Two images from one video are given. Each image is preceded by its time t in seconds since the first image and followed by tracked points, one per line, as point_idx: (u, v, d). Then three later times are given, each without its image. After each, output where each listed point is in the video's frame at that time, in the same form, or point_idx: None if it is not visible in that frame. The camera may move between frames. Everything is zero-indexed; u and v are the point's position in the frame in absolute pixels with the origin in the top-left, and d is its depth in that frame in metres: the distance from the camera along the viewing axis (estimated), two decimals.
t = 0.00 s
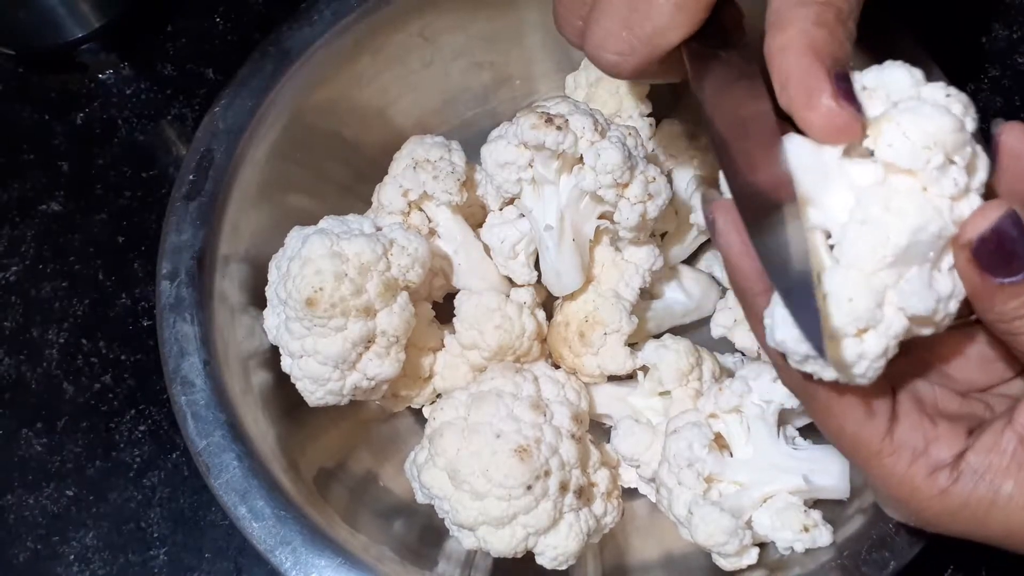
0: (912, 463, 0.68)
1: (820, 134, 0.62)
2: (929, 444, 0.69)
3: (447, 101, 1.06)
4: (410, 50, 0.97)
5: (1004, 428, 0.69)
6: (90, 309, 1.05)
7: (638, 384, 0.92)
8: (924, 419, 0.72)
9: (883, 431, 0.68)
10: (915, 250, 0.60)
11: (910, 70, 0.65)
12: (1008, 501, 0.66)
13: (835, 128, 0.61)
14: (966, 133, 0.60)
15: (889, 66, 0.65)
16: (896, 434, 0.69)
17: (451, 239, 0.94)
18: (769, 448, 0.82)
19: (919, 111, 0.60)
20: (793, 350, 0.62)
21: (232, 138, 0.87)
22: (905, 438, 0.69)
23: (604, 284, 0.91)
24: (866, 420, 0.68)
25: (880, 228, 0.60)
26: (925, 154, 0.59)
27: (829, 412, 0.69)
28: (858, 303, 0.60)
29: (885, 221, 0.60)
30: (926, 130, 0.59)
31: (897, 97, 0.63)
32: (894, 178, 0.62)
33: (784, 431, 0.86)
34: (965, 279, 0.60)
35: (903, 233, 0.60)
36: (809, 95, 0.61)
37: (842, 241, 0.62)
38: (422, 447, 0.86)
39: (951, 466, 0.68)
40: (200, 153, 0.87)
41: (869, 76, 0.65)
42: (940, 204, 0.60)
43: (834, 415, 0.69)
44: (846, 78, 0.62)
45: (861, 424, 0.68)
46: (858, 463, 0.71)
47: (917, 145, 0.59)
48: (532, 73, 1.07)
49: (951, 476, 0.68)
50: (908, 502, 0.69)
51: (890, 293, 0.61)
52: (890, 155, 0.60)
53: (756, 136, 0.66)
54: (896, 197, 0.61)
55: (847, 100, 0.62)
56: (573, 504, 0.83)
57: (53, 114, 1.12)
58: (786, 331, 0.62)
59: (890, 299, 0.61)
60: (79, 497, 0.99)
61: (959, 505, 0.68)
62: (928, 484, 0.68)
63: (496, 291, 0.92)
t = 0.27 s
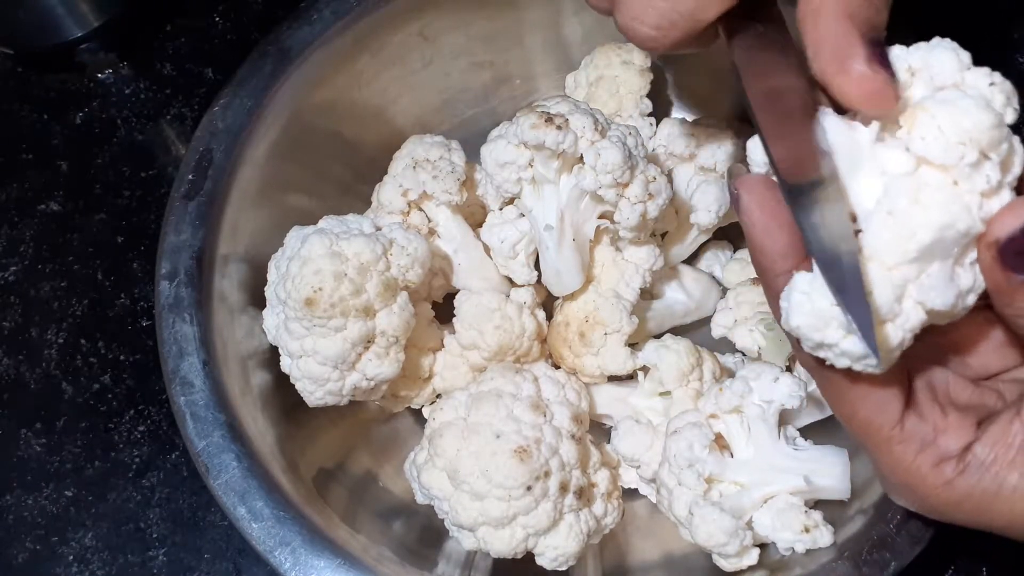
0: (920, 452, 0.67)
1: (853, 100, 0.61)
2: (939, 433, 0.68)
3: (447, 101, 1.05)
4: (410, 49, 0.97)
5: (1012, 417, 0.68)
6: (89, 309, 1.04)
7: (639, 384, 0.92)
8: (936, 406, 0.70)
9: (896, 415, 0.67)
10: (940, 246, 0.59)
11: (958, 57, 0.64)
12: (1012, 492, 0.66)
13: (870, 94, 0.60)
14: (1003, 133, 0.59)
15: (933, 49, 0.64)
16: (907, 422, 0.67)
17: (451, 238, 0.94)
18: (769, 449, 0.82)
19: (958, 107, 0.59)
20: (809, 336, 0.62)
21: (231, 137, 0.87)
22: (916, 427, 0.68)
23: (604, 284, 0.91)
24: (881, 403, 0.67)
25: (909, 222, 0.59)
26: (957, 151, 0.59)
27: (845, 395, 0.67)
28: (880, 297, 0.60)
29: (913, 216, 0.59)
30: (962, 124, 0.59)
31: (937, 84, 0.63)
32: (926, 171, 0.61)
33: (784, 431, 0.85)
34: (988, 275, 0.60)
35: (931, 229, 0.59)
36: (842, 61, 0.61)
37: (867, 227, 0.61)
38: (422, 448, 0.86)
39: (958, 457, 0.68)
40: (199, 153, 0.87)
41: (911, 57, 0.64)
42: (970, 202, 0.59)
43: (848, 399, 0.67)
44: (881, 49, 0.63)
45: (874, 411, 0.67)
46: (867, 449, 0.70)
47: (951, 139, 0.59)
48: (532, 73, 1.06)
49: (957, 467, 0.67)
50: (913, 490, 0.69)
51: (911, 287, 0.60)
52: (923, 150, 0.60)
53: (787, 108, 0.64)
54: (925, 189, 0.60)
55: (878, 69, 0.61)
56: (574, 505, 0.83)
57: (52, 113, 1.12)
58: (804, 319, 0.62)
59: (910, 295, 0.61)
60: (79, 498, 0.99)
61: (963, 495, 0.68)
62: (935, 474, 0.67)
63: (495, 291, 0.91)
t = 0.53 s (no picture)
0: (913, 440, 0.67)
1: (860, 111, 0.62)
2: (933, 421, 0.68)
3: (447, 101, 1.05)
4: (410, 50, 0.97)
5: (1002, 405, 0.68)
6: (89, 309, 1.04)
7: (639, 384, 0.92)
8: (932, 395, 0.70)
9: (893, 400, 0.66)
10: (937, 234, 0.59)
11: (966, 45, 0.63)
12: (1001, 480, 0.67)
13: (881, 106, 0.61)
14: (1009, 124, 0.58)
15: (943, 35, 0.63)
16: (904, 409, 0.67)
17: (450, 238, 0.94)
18: (769, 449, 0.82)
19: (961, 96, 0.58)
20: (804, 321, 0.62)
21: (231, 137, 0.87)
22: (911, 415, 0.67)
23: (604, 284, 0.91)
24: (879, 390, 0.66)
25: (906, 208, 0.59)
26: (959, 144, 0.58)
27: (846, 382, 0.67)
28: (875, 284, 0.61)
29: (910, 204, 0.59)
30: (965, 116, 0.58)
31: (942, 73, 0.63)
32: (925, 159, 0.60)
33: (784, 431, 0.85)
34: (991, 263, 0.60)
35: (927, 216, 0.58)
36: (853, 71, 0.62)
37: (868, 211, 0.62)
38: (421, 448, 0.86)
39: (950, 446, 0.68)
40: (200, 153, 0.87)
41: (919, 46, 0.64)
42: (969, 190, 0.58)
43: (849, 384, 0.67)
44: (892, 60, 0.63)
45: (872, 397, 0.66)
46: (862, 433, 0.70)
47: (955, 132, 0.58)
48: (532, 73, 1.06)
49: (948, 456, 0.68)
50: (906, 478, 0.70)
51: (907, 275, 0.61)
52: (926, 143, 0.59)
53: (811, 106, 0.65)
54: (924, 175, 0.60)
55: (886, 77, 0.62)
56: (573, 505, 0.83)
57: (52, 113, 1.12)
58: (801, 303, 0.62)
59: (906, 281, 0.61)
60: (79, 497, 0.99)
61: (955, 484, 0.68)
62: (926, 462, 0.68)
63: (495, 291, 0.91)
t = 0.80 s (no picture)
0: (945, 437, 0.69)
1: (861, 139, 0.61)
2: (957, 415, 0.69)
3: (447, 101, 1.05)
4: (410, 50, 0.97)
5: None
6: (89, 309, 1.04)
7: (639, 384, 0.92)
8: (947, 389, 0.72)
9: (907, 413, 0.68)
10: (962, 242, 0.61)
11: (964, 43, 0.63)
12: None
13: (870, 130, 0.59)
14: (1016, 121, 0.59)
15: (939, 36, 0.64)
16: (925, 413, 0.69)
17: (450, 238, 0.94)
18: (768, 449, 0.82)
19: (968, 98, 0.59)
20: (841, 345, 0.64)
21: (231, 137, 0.87)
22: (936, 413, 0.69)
23: (604, 284, 0.91)
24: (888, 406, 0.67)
25: (929, 223, 0.61)
26: (972, 147, 0.58)
27: (860, 408, 0.68)
28: (905, 304, 0.62)
29: (933, 217, 0.61)
30: (973, 122, 0.58)
31: (946, 75, 0.63)
32: (939, 166, 0.61)
33: (784, 431, 0.85)
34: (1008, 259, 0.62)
35: (953, 226, 0.60)
36: (838, 100, 0.59)
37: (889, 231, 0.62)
38: (421, 447, 0.86)
39: (983, 432, 0.69)
40: (200, 153, 0.87)
41: (918, 52, 0.63)
42: (990, 192, 0.60)
43: (861, 408, 0.68)
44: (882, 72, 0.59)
45: (893, 413, 0.67)
46: (886, 453, 0.71)
47: (965, 137, 0.58)
48: (532, 73, 1.06)
49: (984, 442, 0.69)
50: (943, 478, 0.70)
51: (938, 287, 0.62)
52: (936, 149, 0.60)
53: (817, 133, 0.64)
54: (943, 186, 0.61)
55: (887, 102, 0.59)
56: (573, 505, 0.83)
57: (52, 113, 1.12)
58: (834, 328, 0.63)
59: (937, 293, 0.63)
60: (79, 498, 0.99)
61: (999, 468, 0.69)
62: (965, 454, 0.69)
63: (495, 291, 0.91)
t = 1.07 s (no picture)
0: (928, 452, 0.69)
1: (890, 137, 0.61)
2: (941, 429, 0.71)
3: (447, 102, 1.06)
4: (411, 51, 0.97)
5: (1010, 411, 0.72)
6: (92, 309, 1.05)
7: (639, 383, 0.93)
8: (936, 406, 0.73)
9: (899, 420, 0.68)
10: (967, 232, 0.60)
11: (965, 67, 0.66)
12: (1013, 471, 0.70)
13: (901, 123, 0.60)
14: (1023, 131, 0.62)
15: (938, 61, 0.66)
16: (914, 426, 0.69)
17: (451, 239, 0.94)
18: (767, 446, 0.83)
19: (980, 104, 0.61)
20: (837, 329, 0.62)
21: (233, 139, 0.87)
22: (922, 427, 0.69)
23: (604, 284, 0.91)
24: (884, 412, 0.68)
25: (938, 206, 0.60)
26: (983, 144, 0.60)
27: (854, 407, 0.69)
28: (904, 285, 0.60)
29: (941, 203, 0.60)
30: (987, 120, 0.60)
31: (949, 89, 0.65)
32: (945, 162, 0.62)
33: (784, 429, 0.85)
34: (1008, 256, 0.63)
35: (960, 214, 0.60)
36: (871, 89, 0.60)
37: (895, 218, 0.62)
38: (423, 446, 0.87)
39: (961, 448, 0.70)
40: (202, 154, 0.87)
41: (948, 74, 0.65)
42: (987, 189, 0.61)
43: (866, 408, 0.68)
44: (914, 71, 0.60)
45: (888, 420, 0.68)
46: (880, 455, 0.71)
47: (979, 133, 0.60)
48: (531, 74, 1.07)
49: (962, 457, 0.70)
50: (929, 492, 0.71)
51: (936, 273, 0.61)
52: (950, 142, 0.61)
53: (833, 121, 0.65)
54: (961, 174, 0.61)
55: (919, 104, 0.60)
56: (574, 503, 0.84)
57: (54, 114, 1.12)
58: (832, 308, 0.62)
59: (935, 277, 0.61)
60: (81, 497, 0.99)
61: (979, 483, 0.70)
62: (944, 471, 0.69)
63: (496, 291, 0.92)
